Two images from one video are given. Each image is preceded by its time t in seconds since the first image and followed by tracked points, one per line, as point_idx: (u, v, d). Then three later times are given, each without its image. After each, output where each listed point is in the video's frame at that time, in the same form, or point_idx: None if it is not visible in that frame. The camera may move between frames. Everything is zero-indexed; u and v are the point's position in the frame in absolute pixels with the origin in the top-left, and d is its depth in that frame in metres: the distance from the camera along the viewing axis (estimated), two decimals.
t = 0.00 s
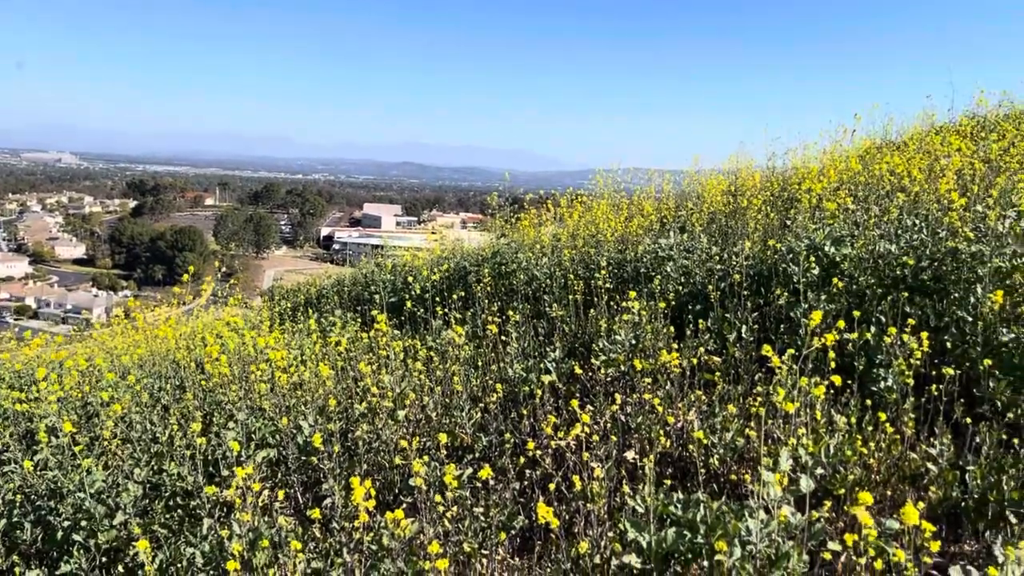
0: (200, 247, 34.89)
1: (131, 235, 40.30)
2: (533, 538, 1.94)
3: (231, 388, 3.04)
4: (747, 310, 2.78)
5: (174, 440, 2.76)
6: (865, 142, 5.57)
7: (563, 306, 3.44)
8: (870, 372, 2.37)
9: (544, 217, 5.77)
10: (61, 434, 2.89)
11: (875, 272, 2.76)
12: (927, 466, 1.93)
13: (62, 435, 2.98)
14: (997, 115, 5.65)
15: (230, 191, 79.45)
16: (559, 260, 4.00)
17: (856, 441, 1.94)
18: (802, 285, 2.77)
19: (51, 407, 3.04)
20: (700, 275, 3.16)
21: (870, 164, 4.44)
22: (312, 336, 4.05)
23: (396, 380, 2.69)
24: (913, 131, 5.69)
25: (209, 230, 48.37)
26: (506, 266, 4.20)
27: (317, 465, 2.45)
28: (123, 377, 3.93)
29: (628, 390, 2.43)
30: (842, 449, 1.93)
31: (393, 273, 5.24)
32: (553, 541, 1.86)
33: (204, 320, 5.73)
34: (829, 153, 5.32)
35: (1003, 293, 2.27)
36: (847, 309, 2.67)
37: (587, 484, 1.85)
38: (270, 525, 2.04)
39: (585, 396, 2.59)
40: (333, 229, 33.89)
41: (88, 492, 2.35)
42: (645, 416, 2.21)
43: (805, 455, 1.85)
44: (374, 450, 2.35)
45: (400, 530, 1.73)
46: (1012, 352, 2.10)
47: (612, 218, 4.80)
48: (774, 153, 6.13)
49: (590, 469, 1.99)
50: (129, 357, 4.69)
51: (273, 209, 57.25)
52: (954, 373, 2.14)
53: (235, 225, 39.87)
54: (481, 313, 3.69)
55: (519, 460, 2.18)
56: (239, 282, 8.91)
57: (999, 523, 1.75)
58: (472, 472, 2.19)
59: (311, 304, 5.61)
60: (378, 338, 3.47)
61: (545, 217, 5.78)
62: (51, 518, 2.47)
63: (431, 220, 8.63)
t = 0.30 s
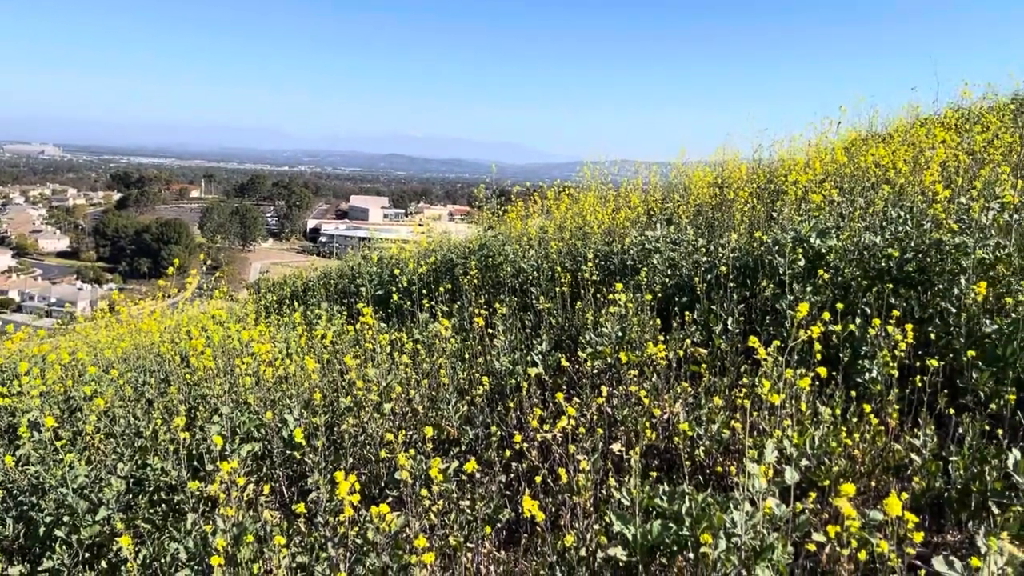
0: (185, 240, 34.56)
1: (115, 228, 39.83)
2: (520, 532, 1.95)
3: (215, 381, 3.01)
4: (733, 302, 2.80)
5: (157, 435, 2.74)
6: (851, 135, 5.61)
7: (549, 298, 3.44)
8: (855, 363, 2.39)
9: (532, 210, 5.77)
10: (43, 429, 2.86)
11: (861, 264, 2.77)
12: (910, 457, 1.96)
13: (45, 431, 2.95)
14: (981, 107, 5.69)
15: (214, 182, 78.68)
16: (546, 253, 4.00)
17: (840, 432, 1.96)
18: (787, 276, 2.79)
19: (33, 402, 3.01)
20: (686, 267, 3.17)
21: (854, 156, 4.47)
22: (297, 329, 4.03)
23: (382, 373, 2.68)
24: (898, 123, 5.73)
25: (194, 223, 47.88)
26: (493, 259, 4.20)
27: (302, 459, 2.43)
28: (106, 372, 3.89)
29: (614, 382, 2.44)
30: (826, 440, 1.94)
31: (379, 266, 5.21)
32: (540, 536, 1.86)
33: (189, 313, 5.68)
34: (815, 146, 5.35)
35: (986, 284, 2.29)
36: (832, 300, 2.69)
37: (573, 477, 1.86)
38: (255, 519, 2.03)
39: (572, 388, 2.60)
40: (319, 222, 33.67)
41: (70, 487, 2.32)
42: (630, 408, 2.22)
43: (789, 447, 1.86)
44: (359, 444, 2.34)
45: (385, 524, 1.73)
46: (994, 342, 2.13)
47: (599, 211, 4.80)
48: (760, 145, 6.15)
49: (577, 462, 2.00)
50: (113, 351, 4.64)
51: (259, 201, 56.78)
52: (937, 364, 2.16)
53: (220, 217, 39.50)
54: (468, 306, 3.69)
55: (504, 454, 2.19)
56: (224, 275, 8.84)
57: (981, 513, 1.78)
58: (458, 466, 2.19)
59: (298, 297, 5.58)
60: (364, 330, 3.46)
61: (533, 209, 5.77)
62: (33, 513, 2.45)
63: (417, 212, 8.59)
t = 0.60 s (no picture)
0: (178, 234, 34.40)
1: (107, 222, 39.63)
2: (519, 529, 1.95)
3: (209, 376, 3.00)
4: (729, 296, 2.80)
5: (151, 430, 2.72)
6: (846, 128, 5.61)
7: (545, 292, 3.44)
8: (852, 357, 2.39)
9: (527, 204, 5.76)
10: (36, 424, 2.84)
11: (857, 258, 2.78)
12: (907, 451, 1.96)
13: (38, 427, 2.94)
14: (975, 101, 5.70)
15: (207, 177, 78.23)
16: (541, 247, 3.99)
17: (837, 426, 1.96)
18: (783, 270, 2.79)
19: (25, 397, 2.99)
20: (682, 261, 3.17)
21: (850, 149, 4.47)
22: (293, 324, 4.02)
23: (377, 368, 2.67)
24: (893, 117, 5.73)
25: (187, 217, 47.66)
26: (488, 253, 4.19)
27: (297, 454, 2.43)
28: (100, 367, 3.87)
29: (611, 376, 2.44)
30: (823, 434, 1.95)
31: (375, 260, 5.20)
32: (537, 531, 1.86)
33: (183, 308, 5.66)
34: (811, 139, 5.35)
35: (982, 278, 2.30)
36: (828, 294, 2.69)
37: (570, 472, 1.86)
38: (250, 515, 2.03)
39: (568, 382, 2.60)
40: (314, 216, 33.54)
41: (63, 483, 2.31)
42: (627, 403, 2.22)
43: (787, 441, 1.86)
44: (355, 439, 2.34)
45: (381, 520, 1.72)
46: (991, 336, 2.13)
47: (595, 204, 4.80)
48: (756, 139, 6.15)
49: (574, 456, 2.00)
50: (106, 346, 4.61)
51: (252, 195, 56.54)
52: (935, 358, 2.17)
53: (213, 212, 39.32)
54: (464, 301, 3.68)
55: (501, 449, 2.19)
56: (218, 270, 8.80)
57: (979, 507, 1.79)
58: (455, 461, 2.18)
59: (292, 292, 5.56)
60: (360, 325, 3.45)
61: (528, 203, 5.76)
62: (26, 510, 2.44)
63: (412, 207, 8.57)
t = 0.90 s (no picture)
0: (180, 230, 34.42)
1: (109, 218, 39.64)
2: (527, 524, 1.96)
3: (213, 372, 3.00)
4: (735, 291, 2.80)
5: (156, 426, 2.73)
6: (850, 123, 5.59)
7: (549, 287, 3.44)
8: (860, 353, 2.39)
9: (530, 199, 5.75)
10: (40, 420, 2.84)
11: (864, 253, 2.77)
12: (918, 447, 1.96)
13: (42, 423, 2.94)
14: (980, 95, 5.68)
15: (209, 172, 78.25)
16: (545, 242, 3.99)
17: (846, 422, 1.97)
18: (789, 265, 2.79)
19: (29, 393, 3.00)
20: (687, 257, 3.16)
21: (855, 144, 4.46)
22: (296, 320, 4.02)
23: (383, 363, 2.67)
24: (897, 111, 5.72)
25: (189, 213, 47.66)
26: (491, 248, 4.19)
27: (303, 450, 2.43)
28: (103, 363, 3.87)
29: (617, 372, 2.44)
30: (832, 430, 1.95)
31: (377, 256, 5.20)
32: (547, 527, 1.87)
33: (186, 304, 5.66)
34: (815, 134, 5.33)
35: (993, 273, 2.29)
36: (835, 290, 2.69)
37: (578, 469, 1.86)
38: (256, 511, 2.03)
39: (574, 378, 2.60)
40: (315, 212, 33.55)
41: (68, 479, 2.31)
42: (635, 398, 2.22)
43: (796, 437, 1.86)
44: (362, 435, 2.34)
45: (390, 517, 1.73)
46: (1001, 331, 2.14)
47: (598, 200, 4.79)
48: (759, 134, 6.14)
49: (582, 452, 2.01)
50: (109, 342, 4.62)
51: (254, 191, 56.55)
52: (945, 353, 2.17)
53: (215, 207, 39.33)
54: (468, 296, 3.68)
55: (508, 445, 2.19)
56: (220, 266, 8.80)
57: (991, 503, 1.79)
58: (463, 457, 2.19)
59: (295, 287, 5.56)
60: (364, 320, 3.45)
61: (531, 198, 5.76)
62: (31, 506, 2.44)
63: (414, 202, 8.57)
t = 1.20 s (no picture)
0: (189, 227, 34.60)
1: (119, 215, 39.88)
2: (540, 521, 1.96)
3: (224, 367, 3.02)
4: (747, 287, 2.79)
5: (167, 421, 2.74)
6: (861, 118, 5.55)
7: (558, 284, 3.44)
8: (875, 349, 2.38)
9: (538, 196, 5.75)
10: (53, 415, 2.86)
11: (877, 248, 2.75)
12: (936, 444, 1.95)
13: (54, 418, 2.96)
14: (993, 90, 5.63)
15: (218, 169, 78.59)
16: (554, 238, 3.98)
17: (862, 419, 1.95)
18: (801, 261, 2.77)
19: (42, 388, 3.02)
20: (698, 253, 3.15)
21: (866, 139, 4.43)
22: (306, 316, 4.03)
23: (393, 359, 2.68)
24: (909, 106, 5.67)
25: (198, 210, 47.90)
26: (500, 244, 4.19)
27: (314, 445, 2.44)
28: (114, 359, 3.90)
29: (629, 369, 2.44)
30: (848, 427, 1.93)
31: (386, 252, 5.21)
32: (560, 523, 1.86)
33: (196, 300, 5.69)
34: (826, 129, 5.29)
35: (1010, 268, 2.27)
36: (849, 285, 2.68)
37: (592, 465, 1.86)
38: (269, 506, 2.04)
39: (585, 374, 2.60)
40: (323, 209, 33.65)
41: (81, 474, 2.33)
42: (647, 394, 2.21)
43: (812, 434, 1.85)
44: (374, 431, 2.35)
45: (404, 512, 1.73)
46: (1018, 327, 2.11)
47: (607, 196, 4.78)
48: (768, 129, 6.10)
49: (595, 449, 2.00)
50: (120, 338, 4.65)
51: (262, 188, 56.75)
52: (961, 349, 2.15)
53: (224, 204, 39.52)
54: (477, 293, 3.68)
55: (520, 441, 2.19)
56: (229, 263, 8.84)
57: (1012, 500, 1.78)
58: (475, 453, 2.19)
59: (304, 284, 5.58)
60: (374, 316, 3.46)
61: (539, 195, 5.75)
62: (44, 500, 2.46)
63: (422, 199, 8.57)
